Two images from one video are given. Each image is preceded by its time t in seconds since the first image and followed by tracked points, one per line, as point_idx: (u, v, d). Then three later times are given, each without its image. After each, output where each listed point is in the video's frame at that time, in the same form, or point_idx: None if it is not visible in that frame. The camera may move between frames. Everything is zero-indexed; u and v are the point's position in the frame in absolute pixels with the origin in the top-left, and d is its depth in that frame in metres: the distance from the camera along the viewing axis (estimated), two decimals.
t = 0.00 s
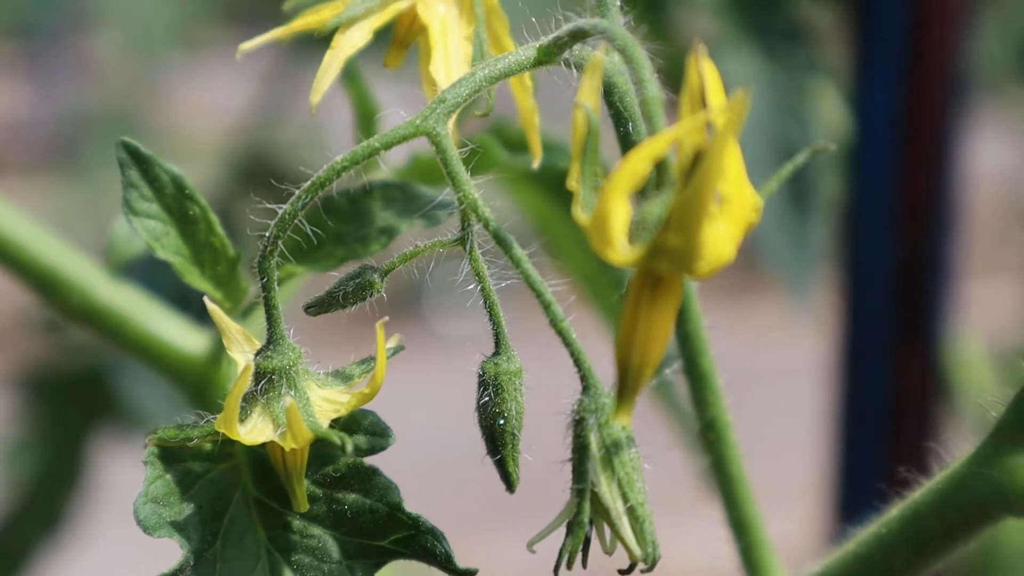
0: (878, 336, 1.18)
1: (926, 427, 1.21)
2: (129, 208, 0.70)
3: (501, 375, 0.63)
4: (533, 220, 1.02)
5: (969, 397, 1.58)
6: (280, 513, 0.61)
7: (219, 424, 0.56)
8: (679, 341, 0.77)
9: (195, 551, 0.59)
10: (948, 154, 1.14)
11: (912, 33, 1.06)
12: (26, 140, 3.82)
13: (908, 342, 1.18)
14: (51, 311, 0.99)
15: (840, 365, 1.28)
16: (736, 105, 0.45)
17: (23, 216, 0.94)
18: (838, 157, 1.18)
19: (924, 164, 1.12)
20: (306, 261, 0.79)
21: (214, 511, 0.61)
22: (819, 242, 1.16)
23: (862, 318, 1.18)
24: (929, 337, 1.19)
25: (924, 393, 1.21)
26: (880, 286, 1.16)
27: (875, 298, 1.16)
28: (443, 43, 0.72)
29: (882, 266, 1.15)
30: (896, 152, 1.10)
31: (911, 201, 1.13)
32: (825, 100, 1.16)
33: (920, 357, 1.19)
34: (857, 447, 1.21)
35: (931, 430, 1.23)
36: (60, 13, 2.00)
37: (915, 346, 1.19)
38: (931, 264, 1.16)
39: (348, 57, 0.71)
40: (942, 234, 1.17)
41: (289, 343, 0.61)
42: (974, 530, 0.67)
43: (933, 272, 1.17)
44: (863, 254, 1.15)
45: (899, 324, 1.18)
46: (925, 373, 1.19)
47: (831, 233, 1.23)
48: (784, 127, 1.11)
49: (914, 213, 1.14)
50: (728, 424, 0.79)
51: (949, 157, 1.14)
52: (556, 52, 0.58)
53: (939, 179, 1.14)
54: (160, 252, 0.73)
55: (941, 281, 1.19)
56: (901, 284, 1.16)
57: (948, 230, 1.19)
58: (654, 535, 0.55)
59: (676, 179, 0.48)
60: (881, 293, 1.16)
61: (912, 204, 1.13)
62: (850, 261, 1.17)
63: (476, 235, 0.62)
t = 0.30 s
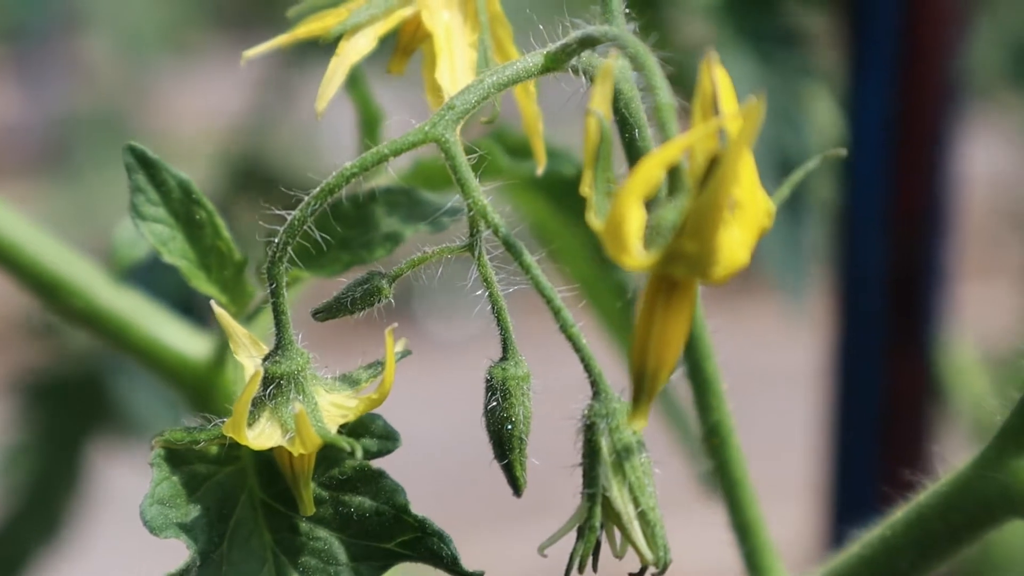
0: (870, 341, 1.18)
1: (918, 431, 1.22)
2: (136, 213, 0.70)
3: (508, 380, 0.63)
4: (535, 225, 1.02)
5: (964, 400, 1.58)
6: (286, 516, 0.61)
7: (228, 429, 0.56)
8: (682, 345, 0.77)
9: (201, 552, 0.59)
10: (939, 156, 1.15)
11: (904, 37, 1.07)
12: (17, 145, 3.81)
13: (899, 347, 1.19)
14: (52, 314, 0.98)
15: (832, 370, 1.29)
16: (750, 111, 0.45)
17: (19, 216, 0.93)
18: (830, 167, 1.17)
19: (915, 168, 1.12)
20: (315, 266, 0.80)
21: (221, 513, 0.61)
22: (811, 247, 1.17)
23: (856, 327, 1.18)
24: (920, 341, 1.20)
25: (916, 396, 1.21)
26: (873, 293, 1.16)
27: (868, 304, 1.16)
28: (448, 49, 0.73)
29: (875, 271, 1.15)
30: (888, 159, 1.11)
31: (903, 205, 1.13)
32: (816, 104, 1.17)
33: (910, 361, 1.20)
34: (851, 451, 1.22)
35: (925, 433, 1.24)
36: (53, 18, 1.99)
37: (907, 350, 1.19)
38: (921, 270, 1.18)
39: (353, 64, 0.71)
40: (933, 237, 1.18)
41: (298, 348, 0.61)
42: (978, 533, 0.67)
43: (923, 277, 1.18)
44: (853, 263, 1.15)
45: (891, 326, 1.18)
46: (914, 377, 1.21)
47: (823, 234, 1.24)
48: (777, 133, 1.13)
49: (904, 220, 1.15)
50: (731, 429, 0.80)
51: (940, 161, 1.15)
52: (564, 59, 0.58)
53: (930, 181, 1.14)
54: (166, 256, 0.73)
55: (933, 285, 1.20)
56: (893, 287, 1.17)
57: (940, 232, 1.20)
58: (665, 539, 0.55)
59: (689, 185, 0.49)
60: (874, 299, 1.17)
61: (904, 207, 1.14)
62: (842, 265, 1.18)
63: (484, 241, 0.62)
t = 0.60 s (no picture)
0: (881, 342, 1.17)
1: (931, 433, 1.21)
2: (144, 213, 0.71)
3: (512, 380, 0.63)
4: (546, 225, 1.02)
5: (978, 404, 1.57)
6: (291, 516, 0.62)
7: (231, 428, 0.56)
8: (690, 346, 0.76)
9: (207, 554, 0.59)
10: (956, 157, 1.13)
11: (921, 36, 1.06)
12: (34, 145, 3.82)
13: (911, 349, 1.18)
14: (63, 313, 0.99)
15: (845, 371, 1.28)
16: (748, 111, 0.45)
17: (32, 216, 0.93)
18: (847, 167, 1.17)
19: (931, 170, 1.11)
20: (322, 266, 0.81)
21: (226, 514, 0.61)
22: (828, 247, 1.16)
23: (867, 326, 1.18)
24: (935, 344, 1.19)
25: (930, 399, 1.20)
26: (887, 300, 1.16)
27: (881, 305, 1.16)
28: (458, 48, 0.73)
29: (889, 273, 1.14)
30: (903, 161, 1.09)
31: (918, 206, 1.12)
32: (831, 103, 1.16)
33: (924, 364, 1.19)
34: (863, 452, 1.21)
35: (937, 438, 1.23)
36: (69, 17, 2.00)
37: (920, 350, 1.18)
38: (935, 272, 1.16)
39: (363, 62, 0.72)
40: (948, 239, 1.17)
41: (302, 347, 0.61)
42: (985, 537, 0.66)
43: (937, 279, 1.17)
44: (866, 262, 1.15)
45: (903, 328, 1.17)
46: (929, 380, 1.19)
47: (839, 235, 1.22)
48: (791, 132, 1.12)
49: (920, 221, 1.13)
50: (738, 429, 0.79)
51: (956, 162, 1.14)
52: (570, 57, 0.58)
53: (945, 182, 1.13)
54: (174, 255, 0.73)
55: (947, 287, 1.19)
56: (908, 289, 1.16)
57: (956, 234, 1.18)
58: (665, 540, 0.55)
59: (689, 184, 0.48)
60: (887, 301, 1.16)
61: (919, 209, 1.12)
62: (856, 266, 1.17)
63: (488, 240, 0.62)
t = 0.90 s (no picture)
0: (885, 341, 1.17)
1: (933, 432, 1.21)
2: (144, 216, 0.71)
3: (515, 383, 0.62)
4: (546, 227, 1.02)
5: (977, 403, 1.57)
6: (291, 520, 0.61)
7: (233, 433, 0.56)
8: (691, 348, 0.76)
9: (206, 557, 0.59)
10: (955, 156, 1.14)
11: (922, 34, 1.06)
12: (32, 145, 3.81)
13: (914, 348, 1.18)
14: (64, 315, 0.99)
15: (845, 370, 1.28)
16: (754, 115, 0.45)
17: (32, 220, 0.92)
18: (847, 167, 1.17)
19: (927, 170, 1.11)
20: (322, 270, 0.80)
21: (226, 518, 0.61)
22: (829, 246, 1.16)
23: (869, 327, 1.18)
24: (936, 343, 1.19)
25: (932, 398, 1.20)
26: (885, 303, 1.16)
27: (881, 306, 1.16)
28: (457, 51, 0.73)
29: (889, 273, 1.15)
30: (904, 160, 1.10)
31: (917, 206, 1.12)
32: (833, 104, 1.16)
33: (925, 363, 1.19)
34: (866, 451, 1.21)
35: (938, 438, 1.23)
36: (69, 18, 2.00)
37: (922, 350, 1.18)
38: (935, 271, 1.17)
39: (362, 66, 0.71)
40: (947, 238, 1.17)
41: (304, 351, 0.61)
42: (989, 537, 0.67)
43: (937, 278, 1.17)
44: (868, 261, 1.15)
45: (903, 327, 1.17)
46: (931, 379, 1.19)
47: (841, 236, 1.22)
48: (795, 132, 1.12)
49: (921, 220, 1.14)
50: (740, 431, 0.79)
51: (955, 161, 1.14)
52: (571, 61, 0.58)
53: (944, 181, 1.14)
54: (174, 258, 0.73)
55: (947, 286, 1.19)
56: (911, 290, 1.16)
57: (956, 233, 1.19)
58: (670, 544, 0.55)
59: (694, 189, 0.48)
60: (889, 300, 1.16)
61: (918, 209, 1.13)
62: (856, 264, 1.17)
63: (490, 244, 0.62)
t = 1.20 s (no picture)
0: (886, 340, 1.17)
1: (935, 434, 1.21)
2: (142, 213, 0.70)
3: (513, 382, 0.62)
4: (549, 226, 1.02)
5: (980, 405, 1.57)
6: (290, 518, 0.61)
7: (230, 430, 0.56)
8: (691, 347, 0.76)
9: (205, 555, 0.59)
10: (957, 156, 1.13)
11: (920, 33, 1.05)
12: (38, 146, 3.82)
13: (916, 351, 1.17)
14: (64, 314, 0.99)
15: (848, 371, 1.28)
16: (751, 112, 0.44)
17: (30, 216, 0.93)
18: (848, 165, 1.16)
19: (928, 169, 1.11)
20: (320, 267, 0.80)
21: (226, 515, 0.61)
22: (830, 244, 1.16)
23: (870, 326, 1.17)
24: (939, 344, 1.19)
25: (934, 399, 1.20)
26: (885, 303, 1.15)
27: (882, 306, 1.16)
28: (458, 48, 0.72)
29: (890, 273, 1.14)
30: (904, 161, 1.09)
31: (918, 206, 1.12)
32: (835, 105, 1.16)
33: (926, 365, 1.18)
34: (867, 453, 1.21)
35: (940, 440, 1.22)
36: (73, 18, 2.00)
37: (923, 352, 1.18)
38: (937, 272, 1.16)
39: (363, 62, 0.71)
40: (949, 238, 1.16)
41: (301, 348, 0.60)
42: (989, 539, 0.66)
43: (939, 279, 1.17)
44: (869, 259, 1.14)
45: (903, 327, 1.17)
46: (934, 381, 1.19)
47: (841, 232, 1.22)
48: (796, 132, 1.11)
49: (921, 220, 1.13)
50: (740, 430, 0.79)
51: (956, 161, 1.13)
52: (571, 57, 0.58)
53: (946, 181, 1.13)
54: (173, 256, 0.73)
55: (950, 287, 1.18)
56: (912, 290, 1.16)
57: (958, 233, 1.18)
58: (666, 543, 0.54)
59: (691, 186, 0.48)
60: (891, 301, 1.16)
61: (918, 209, 1.12)
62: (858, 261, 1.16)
63: (489, 240, 0.62)
